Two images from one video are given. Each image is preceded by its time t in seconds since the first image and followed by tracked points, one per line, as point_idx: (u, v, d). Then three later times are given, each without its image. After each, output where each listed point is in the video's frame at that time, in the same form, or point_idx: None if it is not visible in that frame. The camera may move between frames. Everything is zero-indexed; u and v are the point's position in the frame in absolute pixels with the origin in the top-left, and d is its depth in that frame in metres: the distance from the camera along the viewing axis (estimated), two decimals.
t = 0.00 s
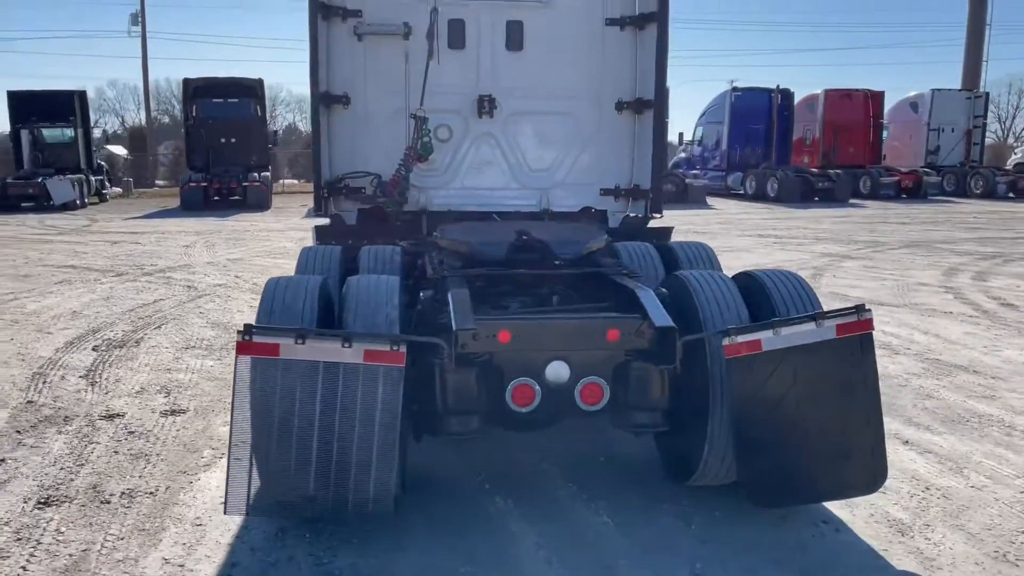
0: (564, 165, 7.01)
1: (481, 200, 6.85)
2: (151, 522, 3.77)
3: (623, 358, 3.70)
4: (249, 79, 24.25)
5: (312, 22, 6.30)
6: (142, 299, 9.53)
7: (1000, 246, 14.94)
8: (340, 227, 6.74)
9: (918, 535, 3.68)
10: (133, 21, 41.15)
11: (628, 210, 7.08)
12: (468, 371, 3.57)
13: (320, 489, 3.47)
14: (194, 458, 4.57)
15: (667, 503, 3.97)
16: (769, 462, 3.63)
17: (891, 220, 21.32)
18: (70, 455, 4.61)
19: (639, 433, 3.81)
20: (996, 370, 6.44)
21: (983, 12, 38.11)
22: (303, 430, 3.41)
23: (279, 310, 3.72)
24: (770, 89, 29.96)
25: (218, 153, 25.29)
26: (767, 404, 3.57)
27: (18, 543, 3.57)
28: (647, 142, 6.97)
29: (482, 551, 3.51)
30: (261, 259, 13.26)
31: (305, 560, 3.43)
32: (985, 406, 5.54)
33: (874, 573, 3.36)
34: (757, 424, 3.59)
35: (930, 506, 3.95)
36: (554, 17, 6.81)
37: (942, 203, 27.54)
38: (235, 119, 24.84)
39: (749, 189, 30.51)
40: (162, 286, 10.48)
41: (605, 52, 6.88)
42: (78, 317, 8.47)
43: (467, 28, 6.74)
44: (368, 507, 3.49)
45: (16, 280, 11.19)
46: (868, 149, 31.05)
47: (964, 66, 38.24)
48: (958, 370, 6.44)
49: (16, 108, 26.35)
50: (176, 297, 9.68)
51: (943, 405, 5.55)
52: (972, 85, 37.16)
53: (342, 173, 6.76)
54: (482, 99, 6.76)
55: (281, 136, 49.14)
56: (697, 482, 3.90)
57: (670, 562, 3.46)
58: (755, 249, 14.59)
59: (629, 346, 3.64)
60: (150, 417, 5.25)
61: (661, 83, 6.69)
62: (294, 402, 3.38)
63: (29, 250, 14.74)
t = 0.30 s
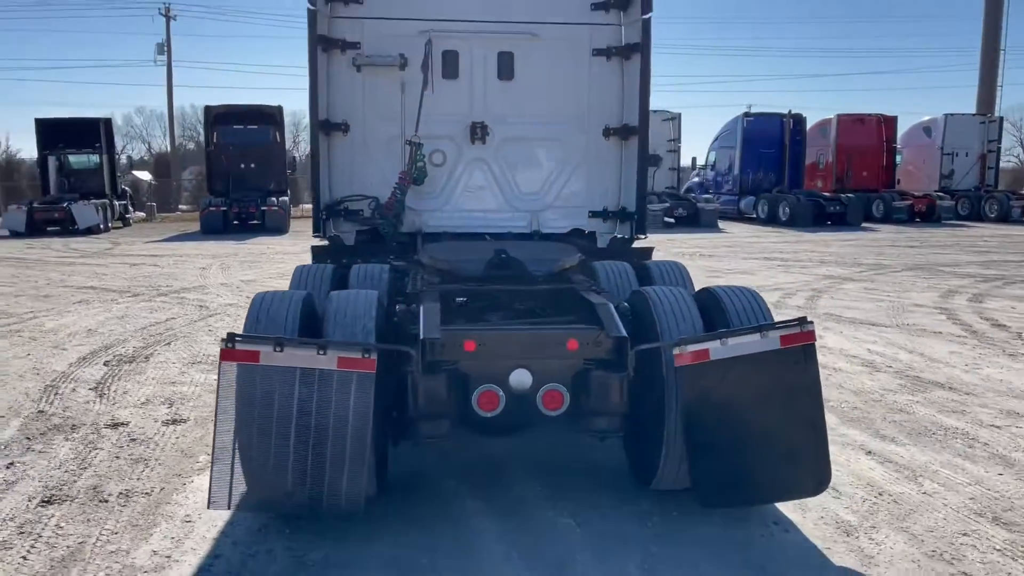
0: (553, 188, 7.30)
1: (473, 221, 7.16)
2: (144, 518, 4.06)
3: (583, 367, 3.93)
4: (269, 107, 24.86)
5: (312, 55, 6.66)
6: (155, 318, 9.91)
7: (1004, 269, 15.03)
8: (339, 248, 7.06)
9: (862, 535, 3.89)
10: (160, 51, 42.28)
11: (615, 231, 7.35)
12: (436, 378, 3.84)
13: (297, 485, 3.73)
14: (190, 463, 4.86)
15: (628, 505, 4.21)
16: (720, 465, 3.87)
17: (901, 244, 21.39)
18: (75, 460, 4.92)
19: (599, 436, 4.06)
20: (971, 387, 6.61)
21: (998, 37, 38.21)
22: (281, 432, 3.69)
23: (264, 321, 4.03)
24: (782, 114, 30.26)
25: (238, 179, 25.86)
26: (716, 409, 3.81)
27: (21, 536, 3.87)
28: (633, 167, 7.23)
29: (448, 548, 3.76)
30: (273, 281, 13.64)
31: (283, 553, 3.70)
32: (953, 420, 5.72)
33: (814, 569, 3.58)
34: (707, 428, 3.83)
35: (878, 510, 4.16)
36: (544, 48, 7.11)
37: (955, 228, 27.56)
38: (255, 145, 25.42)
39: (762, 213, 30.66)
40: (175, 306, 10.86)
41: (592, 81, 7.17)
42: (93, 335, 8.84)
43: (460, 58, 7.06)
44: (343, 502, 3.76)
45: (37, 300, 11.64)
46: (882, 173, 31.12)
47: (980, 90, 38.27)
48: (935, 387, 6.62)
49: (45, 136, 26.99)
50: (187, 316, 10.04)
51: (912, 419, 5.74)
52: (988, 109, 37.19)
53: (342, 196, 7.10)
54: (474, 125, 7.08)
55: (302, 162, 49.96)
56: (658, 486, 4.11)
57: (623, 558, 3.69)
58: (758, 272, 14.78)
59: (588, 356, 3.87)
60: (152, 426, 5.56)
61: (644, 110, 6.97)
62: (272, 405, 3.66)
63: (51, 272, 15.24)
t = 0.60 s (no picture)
0: (544, 213, 7.54)
1: (466, 244, 7.40)
2: (140, 521, 4.34)
3: (550, 382, 4.19)
4: (285, 132, 25.42)
5: (313, 85, 6.97)
6: (165, 338, 10.27)
7: (1007, 293, 15.12)
8: (337, 269, 7.32)
9: (814, 542, 4.10)
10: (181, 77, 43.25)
11: (604, 254, 7.56)
12: (412, 390, 4.13)
13: (279, 489, 4.02)
14: (187, 472, 5.14)
15: (596, 512, 4.44)
16: (679, 474, 4.08)
17: (908, 267, 21.48)
18: (79, 469, 5.22)
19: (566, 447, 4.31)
20: (948, 406, 6.79)
21: (1011, 62, 38.31)
22: (266, 439, 3.97)
23: (253, 338, 4.33)
24: (792, 139, 30.45)
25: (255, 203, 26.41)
26: (673, 420, 4.04)
27: (25, 537, 4.16)
28: (620, 192, 7.46)
29: (421, 550, 4.00)
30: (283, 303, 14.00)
31: (266, 553, 3.97)
32: (923, 437, 5.92)
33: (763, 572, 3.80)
34: (665, 438, 4.05)
35: (834, 519, 4.37)
36: (535, 79, 7.39)
37: (965, 252, 27.57)
38: (271, 169, 25.97)
39: (772, 237, 30.80)
40: (186, 326, 11.23)
41: (581, 110, 7.44)
42: (105, 353, 9.19)
43: (454, 89, 7.36)
44: (321, 504, 4.05)
45: (55, 320, 12.06)
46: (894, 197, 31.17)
47: (993, 115, 38.30)
48: (912, 406, 6.80)
49: (68, 160, 27.54)
50: (196, 336, 10.38)
51: (884, 436, 5.94)
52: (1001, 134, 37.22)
53: (341, 220, 7.38)
54: (467, 153, 7.36)
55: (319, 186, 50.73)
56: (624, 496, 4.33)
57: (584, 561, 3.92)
58: (760, 294, 14.97)
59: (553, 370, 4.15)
60: (154, 438, 5.85)
61: (631, 138, 7.22)
62: (258, 414, 3.95)
63: (70, 294, 15.69)
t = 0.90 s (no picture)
0: (541, 232, 7.78)
1: (466, 263, 7.65)
2: (151, 521, 4.64)
3: (533, 391, 4.45)
4: (300, 154, 25.92)
5: (319, 113, 7.24)
6: (180, 354, 10.63)
7: (1009, 311, 15.24)
8: (343, 287, 7.58)
9: (782, 543, 4.35)
10: (200, 100, 44.15)
11: (599, 273, 7.80)
12: (404, 399, 4.43)
13: (279, 490, 4.31)
14: (197, 477, 5.45)
15: (579, 515, 4.70)
16: (655, 478, 4.38)
17: (916, 286, 21.57)
18: (96, 474, 5.55)
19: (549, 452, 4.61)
20: (931, 419, 7.00)
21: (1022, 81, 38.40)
22: (267, 444, 4.27)
23: (257, 350, 4.63)
24: (802, 159, 30.61)
25: (270, 223, 26.88)
26: (647, 426, 4.31)
27: (46, 534, 4.48)
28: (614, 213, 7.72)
29: (412, 549, 4.29)
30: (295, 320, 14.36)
31: (267, 551, 4.26)
32: (903, 448, 6.14)
33: (731, 570, 4.05)
34: (639, 444, 4.33)
35: (804, 523, 4.61)
36: (532, 105, 7.68)
37: (976, 271, 27.60)
38: (286, 191, 26.47)
39: (782, 256, 30.94)
40: (200, 343, 11.60)
41: (576, 134, 7.73)
42: (122, 369, 9.56)
43: (455, 115, 7.63)
44: (319, 505, 4.36)
45: (75, 337, 12.47)
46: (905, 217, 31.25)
47: (1005, 134, 38.33)
48: (896, 419, 7.02)
49: (89, 183, 28.28)
50: (210, 352, 10.73)
51: (864, 446, 6.17)
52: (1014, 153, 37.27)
53: (346, 240, 7.64)
54: (467, 176, 7.63)
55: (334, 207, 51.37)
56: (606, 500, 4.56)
57: (564, 560, 4.19)
58: (763, 313, 15.18)
59: (537, 379, 4.42)
60: (167, 447, 6.18)
61: (623, 161, 7.50)
62: (260, 420, 4.25)
63: (89, 312, 16.14)
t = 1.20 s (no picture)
0: (544, 249, 7.95)
1: (471, 279, 7.84)
2: (169, 520, 4.95)
3: (526, 397, 4.71)
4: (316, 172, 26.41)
5: (331, 135, 7.46)
6: (197, 367, 10.98)
7: (1015, 326, 15.34)
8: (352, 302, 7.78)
9: (762, 542, 4.58)
10: (220, 120, 44.99)
11: (598, 289, 7.99)
12: (405, 405, 4.72)
13: (288, 489, 4.62)
14: (212, 481, 5.76)
15: (571, 516, 4.96)
16: (641, 479, 4.65)
17: (926, 301, 21.65)
18: (118, 478, 5.87)
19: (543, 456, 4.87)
20: (921, 430, 7.21)
21: None
22: (277, 446, 4.57)
23: (268, 358, 4.95)
24: (813, 176, 30.77)
25: (286, 240, 27.36)
26: (634, 430, 4.58)
27: (71, 531, 4.80)
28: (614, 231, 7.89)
29: (412, 546, 4.57)
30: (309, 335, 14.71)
31: (276, 547, 4.55)
32: (888, 456, 6.35)
33: (711, 567, 4.30)
34: (626, 448, 4.60)
35: (784, 524, 4.85)
36: (535, 127, 7.88)
37: (987, 287, 27.59)
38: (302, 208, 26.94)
39: (793, 272, 31.04)
40: (217, 356, 11.96)
41: (577, 155, 7.92)
42: (142, 381, 9.92)
43: (461, 136, 7.83)
44: (325, 503, 4.65)
45: (96, 351, 12.88)
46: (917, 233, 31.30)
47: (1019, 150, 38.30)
48: (887, 429, 7.24)
49: (109, 202, 29.08)
50: (226, 365, 11.08)
51: (852, 455, 6.39)
52: None
53: (356, 256, 7.84)
54: (473, 195, 7.81)
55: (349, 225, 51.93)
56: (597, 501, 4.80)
57: (554, 557, 4.45)
58: (770, 328, 15.37)
59: (530, 386, 4.67)
60: (184, 454, 6.50)
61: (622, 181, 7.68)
62: (270, 424, 4.55)
63: (110, 328, 16.58)
